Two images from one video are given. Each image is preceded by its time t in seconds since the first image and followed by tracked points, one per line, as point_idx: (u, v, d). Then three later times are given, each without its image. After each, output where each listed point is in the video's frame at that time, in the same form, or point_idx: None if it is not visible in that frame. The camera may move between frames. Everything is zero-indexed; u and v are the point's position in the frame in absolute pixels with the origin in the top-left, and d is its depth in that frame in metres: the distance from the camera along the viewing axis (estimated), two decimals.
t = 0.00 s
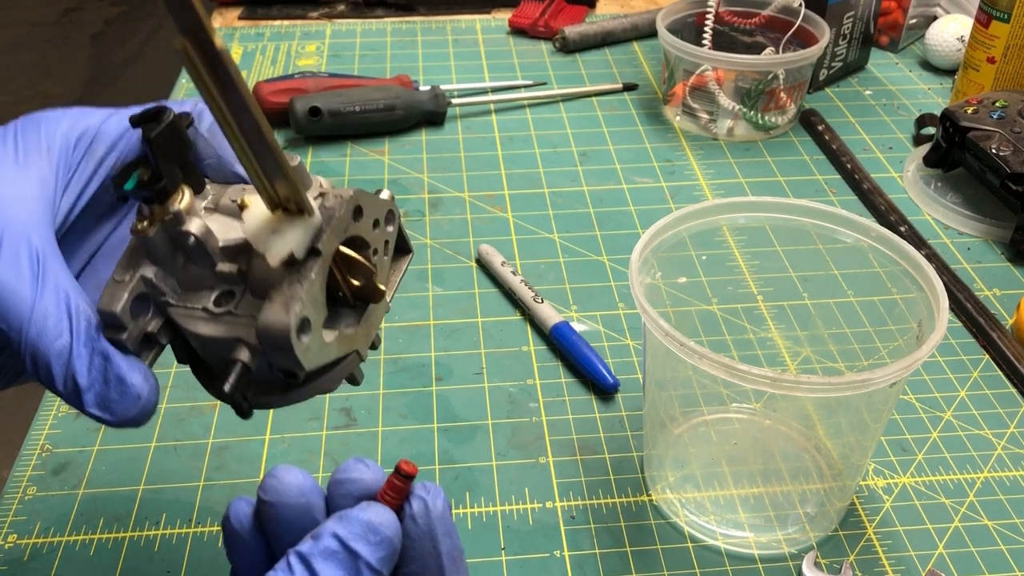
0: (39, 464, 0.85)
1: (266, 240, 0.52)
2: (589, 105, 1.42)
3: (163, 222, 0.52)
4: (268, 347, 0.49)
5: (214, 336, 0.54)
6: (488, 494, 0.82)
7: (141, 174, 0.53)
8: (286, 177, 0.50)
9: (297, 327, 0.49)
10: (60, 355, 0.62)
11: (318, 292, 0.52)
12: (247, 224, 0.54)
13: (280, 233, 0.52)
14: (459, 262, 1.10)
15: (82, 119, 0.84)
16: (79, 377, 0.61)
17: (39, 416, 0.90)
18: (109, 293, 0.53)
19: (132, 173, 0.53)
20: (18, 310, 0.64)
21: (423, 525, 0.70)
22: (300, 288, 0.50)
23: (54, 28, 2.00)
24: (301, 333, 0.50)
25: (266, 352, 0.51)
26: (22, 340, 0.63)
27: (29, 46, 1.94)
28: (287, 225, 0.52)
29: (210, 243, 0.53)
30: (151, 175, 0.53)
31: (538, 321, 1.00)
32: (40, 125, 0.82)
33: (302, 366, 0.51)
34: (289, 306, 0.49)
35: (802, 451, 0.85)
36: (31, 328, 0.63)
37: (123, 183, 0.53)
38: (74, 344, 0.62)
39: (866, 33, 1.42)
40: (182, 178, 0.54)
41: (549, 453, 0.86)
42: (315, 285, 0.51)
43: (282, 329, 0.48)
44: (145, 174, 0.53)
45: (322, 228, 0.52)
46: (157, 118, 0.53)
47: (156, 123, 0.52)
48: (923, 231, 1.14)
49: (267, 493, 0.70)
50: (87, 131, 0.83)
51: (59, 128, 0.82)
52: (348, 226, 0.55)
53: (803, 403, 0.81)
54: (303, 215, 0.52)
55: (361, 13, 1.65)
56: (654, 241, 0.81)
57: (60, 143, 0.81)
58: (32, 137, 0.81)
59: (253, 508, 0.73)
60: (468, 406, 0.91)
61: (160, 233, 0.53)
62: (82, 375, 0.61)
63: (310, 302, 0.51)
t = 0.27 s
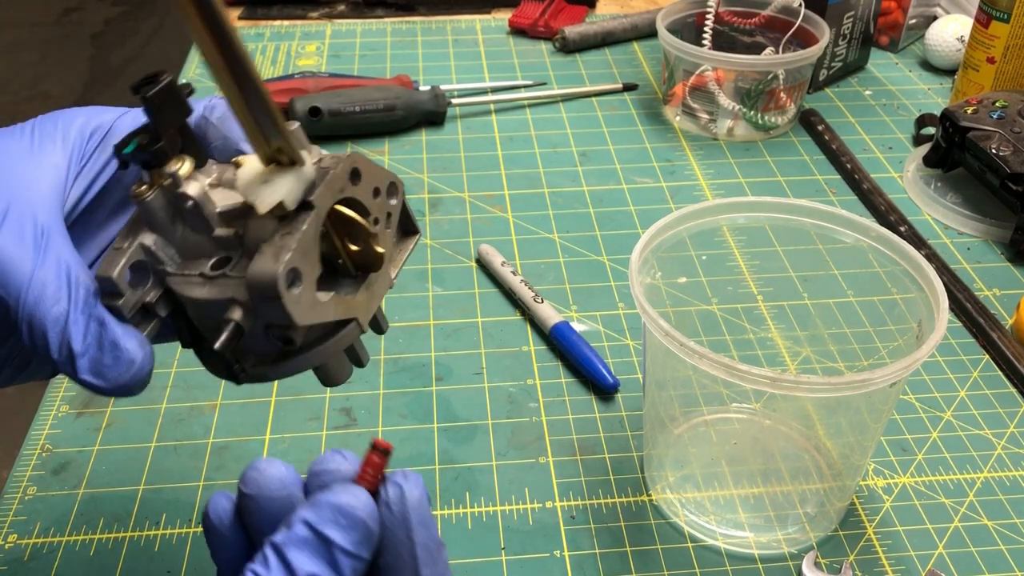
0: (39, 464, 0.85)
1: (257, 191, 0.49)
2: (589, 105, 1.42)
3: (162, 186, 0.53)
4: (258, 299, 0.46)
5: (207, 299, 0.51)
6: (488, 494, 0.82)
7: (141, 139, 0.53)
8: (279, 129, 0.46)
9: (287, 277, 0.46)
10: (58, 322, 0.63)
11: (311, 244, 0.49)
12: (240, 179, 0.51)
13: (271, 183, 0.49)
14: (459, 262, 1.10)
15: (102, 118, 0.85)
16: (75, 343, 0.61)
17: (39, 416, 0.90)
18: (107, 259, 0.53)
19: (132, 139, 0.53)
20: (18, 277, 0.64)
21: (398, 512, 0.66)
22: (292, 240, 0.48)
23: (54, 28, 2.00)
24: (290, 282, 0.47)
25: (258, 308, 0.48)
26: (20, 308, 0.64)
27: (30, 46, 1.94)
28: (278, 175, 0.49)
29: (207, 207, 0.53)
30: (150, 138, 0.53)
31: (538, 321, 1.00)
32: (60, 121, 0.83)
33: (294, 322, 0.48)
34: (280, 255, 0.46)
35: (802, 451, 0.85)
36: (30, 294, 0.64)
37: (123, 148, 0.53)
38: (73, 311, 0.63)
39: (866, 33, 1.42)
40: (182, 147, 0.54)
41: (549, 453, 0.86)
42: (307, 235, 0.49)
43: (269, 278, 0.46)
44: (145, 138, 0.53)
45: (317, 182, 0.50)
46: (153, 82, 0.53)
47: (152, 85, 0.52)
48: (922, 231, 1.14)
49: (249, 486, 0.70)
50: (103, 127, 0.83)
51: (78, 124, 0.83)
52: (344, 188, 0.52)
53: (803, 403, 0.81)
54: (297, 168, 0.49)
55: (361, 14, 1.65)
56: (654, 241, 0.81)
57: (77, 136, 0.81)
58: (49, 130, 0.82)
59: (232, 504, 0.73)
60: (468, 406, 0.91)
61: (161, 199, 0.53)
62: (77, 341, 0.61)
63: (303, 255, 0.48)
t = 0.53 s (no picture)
0: (39, 464, 0.85)
1: (292, 187, 0.51)
2: (589, 105, 1.42)
3: (190, 181, 0.54)
4: (289, 290, 0.48)
5: (230, 291, 0.52)
6: (488, 494, 0.82)
7: (174, 134, 0.53)
8: (314, 123, 0.50)
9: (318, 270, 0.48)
10: (77, 312, 0.64)
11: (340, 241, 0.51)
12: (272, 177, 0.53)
13: (306, 180, 0.51)
14: (459, 262, 1.10)
15: (116, 119, 0.86)
16: (95, 331, 0.62)
17: (40, 416, 0.90)
18: (131, 249, 0.53)
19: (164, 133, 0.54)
20: (37, 266, 0.66)
21: (362, 457, 0.68)
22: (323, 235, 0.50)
23: (54, 28, 2.00)
24: (320, 274, 0.49)
25: (287, 298, 0.49)
26: (39, 297, 0.65)
27: (30, 46, 1.94)
28: (312, 174, 0.52)
29: (235, 203, 0.55)
30: (183, 133, 0.53)
31: (538, 321, 1.00)
32: (75, 122, 0.85)
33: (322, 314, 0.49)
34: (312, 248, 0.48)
35: (802, 451, 0.85)
36: (50, 283, 0.65)
37: (156, 141, 0.54)
38: (95, 301, 0.64)
39: (866, 33, 1.42)
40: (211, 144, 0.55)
41: (549, 453, 0.86)
42: (337, 232, 0.50)
43: (302, 269, 0.47)
44: (178, 133, 0.53)
45: (347, 183, 0.52)
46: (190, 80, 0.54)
47: (190, 83, 0.53)
48: (922, 231, 1.14)
49: (232, 452, 0.74)
50: (118, 129, 0.84)
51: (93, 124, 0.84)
52: (371, 193, 0.54)
53: (803, 403, 0.81)
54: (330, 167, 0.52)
55: (361, 14, 1.65)
56: (654, 241, 0.81)
57: (92, 136, 0.83)
58: (64, 130, 0.83)
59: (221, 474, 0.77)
60: (468, 406, 0.91)
61: (188, 193, 0.54)
62: (98, 329, 0.62)
63: (333, 252, 0.50)
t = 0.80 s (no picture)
0: (39, 464, 0.85)
1: (306, 188, 0.52)
2: (589, 105, 1.42)
3: (203, 181, 0.54)
4: (302, 287, 0.48)
5: (240, 290, 0.52)
6: (488, 494, 0.82)
7: (189, 135, 0.53)
8: (332, 125, 0.51)
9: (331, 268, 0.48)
10: (84, 309, 0.64)
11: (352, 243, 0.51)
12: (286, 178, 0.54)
13: (320, 180, 0.52)
14: (459, 262, 1.10)
15: (122, 125, 0.86)
16: (101, 325, 0.62)
17: (40, 416, 0.90)
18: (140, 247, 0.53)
19: (179, 132, 0.53)
20: (44, 264, 0.66)
21: (366, 447, 0.71)
22: (336, 234, 0.50)
23: (55, 28, 2.00)
24: (332, 275, 0.49)
25: (298, 296, 0.49)
26: (46, 295, 0.65)
27: (30, 46, 1.94)
28: (327, 174, 0.53)
29: (246, 204, 0.54)
30: (198, 133, 0.53)
31: (538, 321, 1.00)
32: (81, 126, 0.85)
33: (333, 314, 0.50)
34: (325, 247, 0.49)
35: (802, 451, 0.85)
36: (57, 281, 0.65)
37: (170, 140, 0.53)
38: (101, 296, 0.64)
39: (866, 33, 1.42)
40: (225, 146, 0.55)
41: (549, 453, 0.86)
42: (349, 233, 0.51)
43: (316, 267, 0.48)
44: (193, 134, 0.53)
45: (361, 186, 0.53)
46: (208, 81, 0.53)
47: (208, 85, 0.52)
48: (922, 231, 1.14)
49: (240, 470, 0.77)
50: (123, 135, 0.84)
51: (99, 130, 0.84)
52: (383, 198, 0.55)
53: (803, 403, 0.81)
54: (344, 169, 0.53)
55: (361, 14, 1.65)
56: (654, 241, 0.81)
57: (98, 143, 0.83)
58: (70, 136, 0.83)
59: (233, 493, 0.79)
60: (468, 406, 0.91)
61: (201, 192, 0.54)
62: (104, 324, 0.62)
63: (345, 252, 0.50)
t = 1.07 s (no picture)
0: (39, 464, 0.85)
1: (325, 175, 0.52)
2: (589, 105, 1.42)
3: (219, 173, 0.55)
4: (317, 271, 0.49)
5: (252, 278, 0.53)
6: (488, 494, 0.82)
7: (208, 128, 0.55)
8: (353, 120, 0.52)
9: (347, 254, 0.49)
10: (95, 295, 0.64)
11: (367, 233, 0.52)
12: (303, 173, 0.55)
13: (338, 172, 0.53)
14: (459, 262, 1.10)
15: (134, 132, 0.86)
16: (112, 310, 0.62)
17: (40, 416, 0.90)
18: (154, 234, 0.54)
19: (197, 126, 0.56)
20: (55, 252, 0.66)
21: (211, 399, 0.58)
22: (352, 223, 0.51)
23: (55, 28, 2.00)
24: (348, 260, 0.49)
25: (312, 281, 0.50)
26: (57, 283, 0.65)
27: (30, 46, 1.94)
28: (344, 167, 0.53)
29: (262, 197, 0.56)
30: (217, 127, 0.55)
31: (538, 321, 1.00)
32: (93, 131, 0.85)
33: (347, 300, 0.50)
34: (342, 233, 0.49)
35: (802, 451, 0.85)
36: (68, 268, 0.65)
37: (189, 133, 0.55)
38: (112, 283, 0.63)
39: (866, 33, 1.42)
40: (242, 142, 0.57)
41: (549, 453, 0.86)
42: (364, 222, 0.51)
43: (332, 251, 0.48)
44: (212, 127, 0.55)
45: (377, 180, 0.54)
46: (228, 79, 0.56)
47: (230, 79, 0.55)
48: (922, 231, 1.14)
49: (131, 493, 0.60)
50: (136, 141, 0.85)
51: (111, 135, 0.84)
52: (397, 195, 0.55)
53: (803, 403, 0.81)
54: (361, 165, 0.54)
55: (361, 14, 1.65)
56: (654, 241, 0.81)
57: (110, 146, 0.83)
58: (82, 140, 0.82)
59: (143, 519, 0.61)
60: (468, 406, 0.91)
61: (216, 183, 0.55)
62: (115, 309, 0.62)
63: (360, 241, 0.51)
